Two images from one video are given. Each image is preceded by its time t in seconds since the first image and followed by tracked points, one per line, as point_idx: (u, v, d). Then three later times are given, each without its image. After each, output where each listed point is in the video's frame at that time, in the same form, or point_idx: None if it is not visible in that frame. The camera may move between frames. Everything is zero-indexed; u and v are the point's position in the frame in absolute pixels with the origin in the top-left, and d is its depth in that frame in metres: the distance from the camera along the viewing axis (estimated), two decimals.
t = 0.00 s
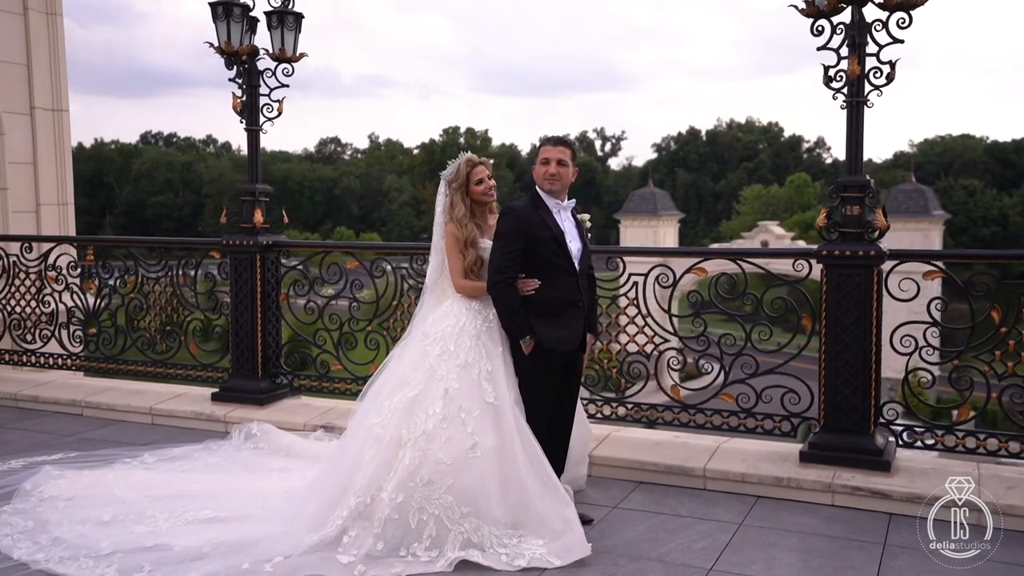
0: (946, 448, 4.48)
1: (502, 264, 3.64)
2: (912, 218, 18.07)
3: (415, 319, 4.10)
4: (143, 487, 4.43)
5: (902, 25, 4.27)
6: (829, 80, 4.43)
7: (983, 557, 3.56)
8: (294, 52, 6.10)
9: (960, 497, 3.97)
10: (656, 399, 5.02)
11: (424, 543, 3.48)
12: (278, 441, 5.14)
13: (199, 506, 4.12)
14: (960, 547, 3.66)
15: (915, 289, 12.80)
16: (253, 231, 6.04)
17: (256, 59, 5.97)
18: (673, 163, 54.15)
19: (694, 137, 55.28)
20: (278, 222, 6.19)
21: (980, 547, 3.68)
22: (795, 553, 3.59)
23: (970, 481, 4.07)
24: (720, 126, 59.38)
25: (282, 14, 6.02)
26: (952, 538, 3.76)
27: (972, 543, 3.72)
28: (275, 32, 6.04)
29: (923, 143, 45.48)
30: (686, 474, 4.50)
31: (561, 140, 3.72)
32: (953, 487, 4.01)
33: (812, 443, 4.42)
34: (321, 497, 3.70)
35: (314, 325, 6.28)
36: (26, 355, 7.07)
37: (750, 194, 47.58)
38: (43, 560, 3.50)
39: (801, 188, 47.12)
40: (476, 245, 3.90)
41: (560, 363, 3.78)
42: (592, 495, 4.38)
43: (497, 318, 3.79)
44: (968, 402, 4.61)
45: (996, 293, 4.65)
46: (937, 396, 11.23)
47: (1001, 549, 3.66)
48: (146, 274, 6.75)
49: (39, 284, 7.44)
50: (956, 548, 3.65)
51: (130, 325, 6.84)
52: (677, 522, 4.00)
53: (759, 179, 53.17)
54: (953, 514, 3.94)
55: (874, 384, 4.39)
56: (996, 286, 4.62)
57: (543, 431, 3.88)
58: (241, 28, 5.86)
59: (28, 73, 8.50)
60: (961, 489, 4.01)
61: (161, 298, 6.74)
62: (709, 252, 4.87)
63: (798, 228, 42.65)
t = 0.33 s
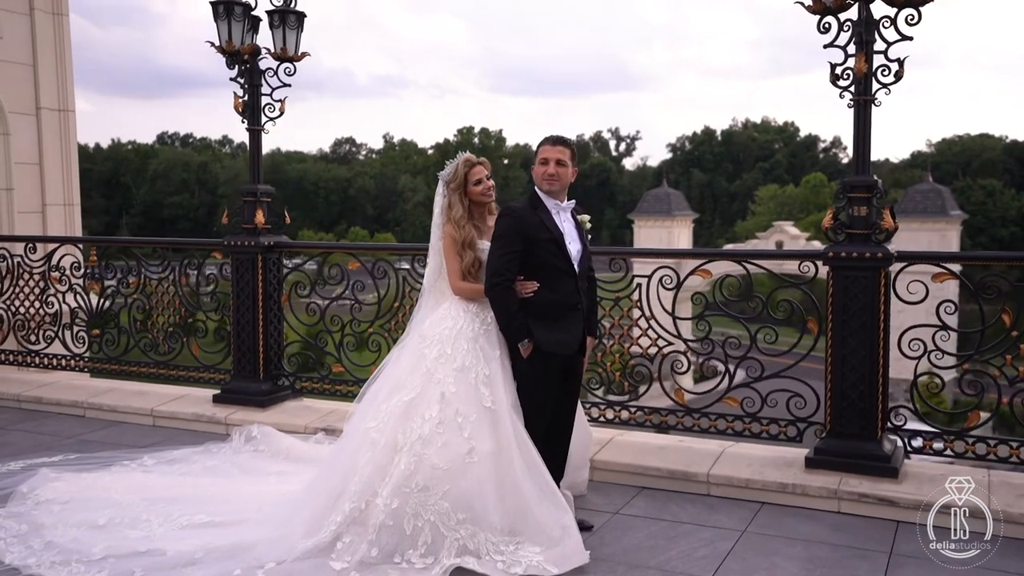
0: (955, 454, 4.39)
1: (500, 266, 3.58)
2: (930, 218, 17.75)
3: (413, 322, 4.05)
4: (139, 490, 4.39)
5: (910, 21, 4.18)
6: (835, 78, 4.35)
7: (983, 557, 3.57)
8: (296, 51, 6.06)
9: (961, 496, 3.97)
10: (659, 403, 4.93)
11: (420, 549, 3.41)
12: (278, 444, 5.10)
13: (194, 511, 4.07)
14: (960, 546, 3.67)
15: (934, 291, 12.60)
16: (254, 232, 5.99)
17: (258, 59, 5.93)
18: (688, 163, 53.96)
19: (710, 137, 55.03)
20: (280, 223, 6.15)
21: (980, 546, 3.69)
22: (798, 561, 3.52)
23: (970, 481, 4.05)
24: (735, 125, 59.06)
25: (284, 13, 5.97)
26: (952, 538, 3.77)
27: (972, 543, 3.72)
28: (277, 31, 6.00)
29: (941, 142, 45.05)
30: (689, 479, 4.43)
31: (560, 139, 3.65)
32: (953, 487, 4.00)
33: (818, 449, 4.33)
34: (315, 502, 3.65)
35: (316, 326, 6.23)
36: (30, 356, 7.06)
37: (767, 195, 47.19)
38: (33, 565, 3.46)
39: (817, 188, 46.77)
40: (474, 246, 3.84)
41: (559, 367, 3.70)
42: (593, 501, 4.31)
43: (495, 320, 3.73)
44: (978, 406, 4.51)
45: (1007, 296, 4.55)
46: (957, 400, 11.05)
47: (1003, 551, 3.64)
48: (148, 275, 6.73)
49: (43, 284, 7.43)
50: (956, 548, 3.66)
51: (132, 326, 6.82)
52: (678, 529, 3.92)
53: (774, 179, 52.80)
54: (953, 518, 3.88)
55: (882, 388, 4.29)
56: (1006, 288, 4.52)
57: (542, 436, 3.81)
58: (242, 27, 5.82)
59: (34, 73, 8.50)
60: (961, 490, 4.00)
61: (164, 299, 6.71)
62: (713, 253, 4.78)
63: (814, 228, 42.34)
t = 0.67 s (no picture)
0: (968, 462, 4.27)
1: (500, 268, 3.52)
2: (949, 219, 17.44)
3: (412, 325, 3.99)
4: (139, 493, 4.36)
5: (922, 19, 4.09)
6: (845, 77, 4.26)
7: (983, 557, 3.58)
8: (300, 50, 6.01)
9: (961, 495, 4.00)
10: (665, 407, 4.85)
11: (416, 556, 3.36)
12: (280, 446, 5.06)
13: (191, 514, 4.03)
14: (960, 546, 3.67)
15: (955, 292, 12.40)
16: (258, 232, 5.95)
17: (262, 58, 5.89)
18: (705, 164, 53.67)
19: (726, 137, 54.74)
20: (285, 223, 6.10)
21: (980, 546, 3.69)
22: (803, 570, 3.44)
23: (971, 482, 4.07)
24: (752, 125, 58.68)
25: (288, 12, 5.93)
26: (952, 538, 3.76)
27: (972, 542, 3.72)
28: (281, 30, 5.96)
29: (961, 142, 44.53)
30: (694, 485, 4.35)
31: (561, 139, 3.59)
32: (954, 487, 4.03)
33: (826, 455, 4.24)
34: (312, 507, 3.61)
35: (320, 328, 6.20)
36: (37, 356, 7.06)
37: (784, 195, 46.82)
38: (27, 569, 3.43)
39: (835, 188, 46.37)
40: (474, 248, 3.78)
41: (559, 370, 3.64)
42: (596, 506, 4.24)
43: (495, 323, 3.67)
44: (993, 413, 4.39)
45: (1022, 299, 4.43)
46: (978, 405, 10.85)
47: (1014, 561, 3.55)
48: (153, 276, 6.71)
49: (50, 284, 7.43)
50: (956, 548, 3.66)
51: (137, 327, 6.81)
52: (682, 536, 3.85)
53: (792, 179, 52.40)
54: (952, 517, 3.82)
55: (892, 393, 4.19)
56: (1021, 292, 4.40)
57: (542, 441, 3.74)
58: (246, 26, 5.78)
59: (44, 74, 8.51)
60: (961, 490, 4.02)
61: (169, 300, 6.69)
62: (720, 255, 4.69)
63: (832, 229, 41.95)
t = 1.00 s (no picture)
0: (980, 469, 4.18)
1: (499, 270, 3.45)
2: (969, 220, 17.22)
3: (412, 327, 3.94)
4: (138, 495, 4.33)
5: (934, 15, 4.00)
6: (855, 75, 4.17)
7: (983, 557, 3.59)
8: (305, 49, 5.97)
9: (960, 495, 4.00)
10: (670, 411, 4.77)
11: (413, 562, 3.31)
12: (283, 448, 5.02)
13: (188, 517, 4.00)
14: (961, 546, 3.67)
15: (979, 294, 12.22)
16: (262, 233, 5.92)
17: (267, 57, 5.85)
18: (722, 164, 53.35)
19: (744, 137, 54.45)
20: (289, 224, 6.06)
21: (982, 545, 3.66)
22: None
23: (970, 482, 4.09)
24: (770, 126, 58.29)
25: (293, 11, 5.88)
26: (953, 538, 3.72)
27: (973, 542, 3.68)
28: (286, 29, 5.92)
29: (983, 142, 44.00)
30: (699, 491, 4.27)
31: (562, 138, 3.52)
32: (954, 487, 4.02)
33: (834, 461, 4.16)
34: (308, 511, 3.56)
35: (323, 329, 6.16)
36: (43, 357, 7.07)
37: (805, 194, 46.43)
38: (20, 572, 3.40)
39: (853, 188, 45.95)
40: (474, 249, 3.72)
41: (560, 374, 3.57)
42: (598, 512, 4.17)
43: (495, 325, 3.60)
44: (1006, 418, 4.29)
45: None
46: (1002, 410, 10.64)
47: None
48: (159, 276, 6.70)
49: (57, 284, 7.43)
50: (956, 547, 3.66)
51: (142, 327, 6.80)
52: (685, 543, 3.77)
53: (810, 179, 51.96)
54: (953, 513, 3.77)
55: (902, 398, 4.10)
56: None
57: (543, 445, 3.67)
58: (250, 25, 5.75)
59: (53, 74, 8.51)
60: (961, 490, 4.01)
61: (174, 300, 6.68)
62: (726, 257, 4.61)
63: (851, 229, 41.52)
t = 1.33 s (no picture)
0: (991, 477, 4.06)
1: (496, 272, 3.39)
2: (990, 221, 16.97)
3: (411, 329, 3.88)
4: (135, 498, 4.29)
5: (944, 12, 3.91)
6: (863, 73, 4.09)
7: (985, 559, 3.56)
8: (309, 49, 5.93)
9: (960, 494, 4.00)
10: (674, 416, 4.69)
11: (407, 569, 3.24)
12: (283, 451, 4.96)
13: (184, 521, 3.95)
14: (960, 547, 3.62)
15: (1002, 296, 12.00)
16: (265, 233, 5.88)
17: (270, 57, 5.81)
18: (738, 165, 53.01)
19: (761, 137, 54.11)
20: (292, 224, 6.02)
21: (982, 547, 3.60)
22: None
23: (969, 481, 4.05)
24: (786, 126, 57.87)
25: (296, 10, 5.83)
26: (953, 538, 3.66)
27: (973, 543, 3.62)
28: (289, 28, 5.87)
29: (1004, 143, 43.44)
30: (703, 498, 4.19)
31: (562, 138, 3.46)
32: (953, 487, 4.00)
33: (841, 468, 4.07)
34: (303, 516, 3.51)
35: (326, 331, 6.11)
36: (48, 357, 7.07)
37: (821, 195, 46.01)
38: None
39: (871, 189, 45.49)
40: (472, 250, 3.66)
41: (559, 378, 3.50)
42: (599, 518, 4.10)
43: (493, 328, 3.54)
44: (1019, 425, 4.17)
45: None
46: None
47: None
48: (163, 277, 6.68)
49: (62, 285, 7.42)
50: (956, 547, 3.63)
51: (146, 328, 6.79)
52: (687, 552, 3.70)
53: (827, 180, 51.52)
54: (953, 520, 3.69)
55: (912, 404, 4.00)
56: None
57: (541, 451, 3.61)
58: (253, 24, 5.70)
59: (61, 74, 8.52)
60: (961, 489, 3.99)
61: (177, 301, 6.65)
62: (731, 260, 4.53)
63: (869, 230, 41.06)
